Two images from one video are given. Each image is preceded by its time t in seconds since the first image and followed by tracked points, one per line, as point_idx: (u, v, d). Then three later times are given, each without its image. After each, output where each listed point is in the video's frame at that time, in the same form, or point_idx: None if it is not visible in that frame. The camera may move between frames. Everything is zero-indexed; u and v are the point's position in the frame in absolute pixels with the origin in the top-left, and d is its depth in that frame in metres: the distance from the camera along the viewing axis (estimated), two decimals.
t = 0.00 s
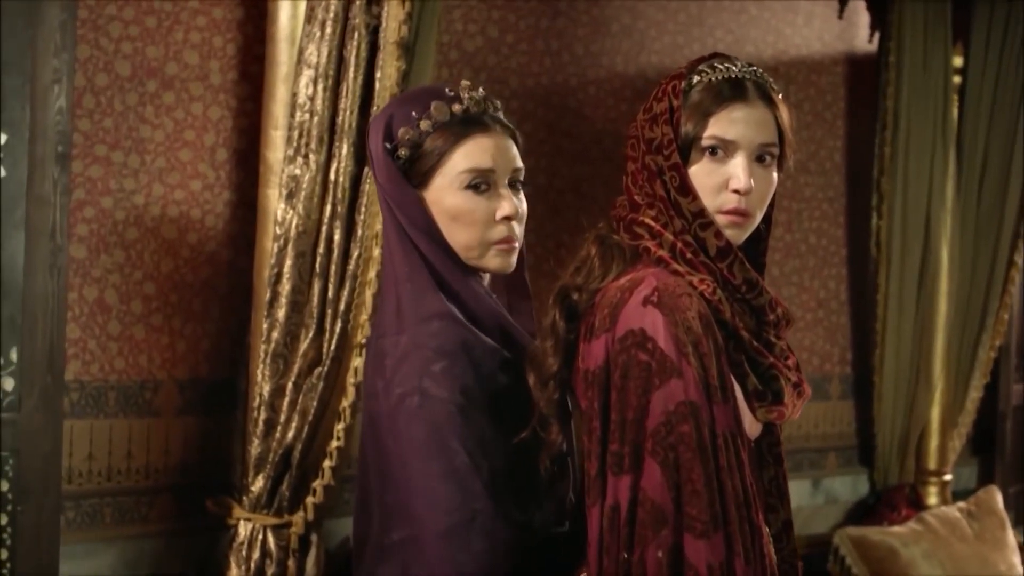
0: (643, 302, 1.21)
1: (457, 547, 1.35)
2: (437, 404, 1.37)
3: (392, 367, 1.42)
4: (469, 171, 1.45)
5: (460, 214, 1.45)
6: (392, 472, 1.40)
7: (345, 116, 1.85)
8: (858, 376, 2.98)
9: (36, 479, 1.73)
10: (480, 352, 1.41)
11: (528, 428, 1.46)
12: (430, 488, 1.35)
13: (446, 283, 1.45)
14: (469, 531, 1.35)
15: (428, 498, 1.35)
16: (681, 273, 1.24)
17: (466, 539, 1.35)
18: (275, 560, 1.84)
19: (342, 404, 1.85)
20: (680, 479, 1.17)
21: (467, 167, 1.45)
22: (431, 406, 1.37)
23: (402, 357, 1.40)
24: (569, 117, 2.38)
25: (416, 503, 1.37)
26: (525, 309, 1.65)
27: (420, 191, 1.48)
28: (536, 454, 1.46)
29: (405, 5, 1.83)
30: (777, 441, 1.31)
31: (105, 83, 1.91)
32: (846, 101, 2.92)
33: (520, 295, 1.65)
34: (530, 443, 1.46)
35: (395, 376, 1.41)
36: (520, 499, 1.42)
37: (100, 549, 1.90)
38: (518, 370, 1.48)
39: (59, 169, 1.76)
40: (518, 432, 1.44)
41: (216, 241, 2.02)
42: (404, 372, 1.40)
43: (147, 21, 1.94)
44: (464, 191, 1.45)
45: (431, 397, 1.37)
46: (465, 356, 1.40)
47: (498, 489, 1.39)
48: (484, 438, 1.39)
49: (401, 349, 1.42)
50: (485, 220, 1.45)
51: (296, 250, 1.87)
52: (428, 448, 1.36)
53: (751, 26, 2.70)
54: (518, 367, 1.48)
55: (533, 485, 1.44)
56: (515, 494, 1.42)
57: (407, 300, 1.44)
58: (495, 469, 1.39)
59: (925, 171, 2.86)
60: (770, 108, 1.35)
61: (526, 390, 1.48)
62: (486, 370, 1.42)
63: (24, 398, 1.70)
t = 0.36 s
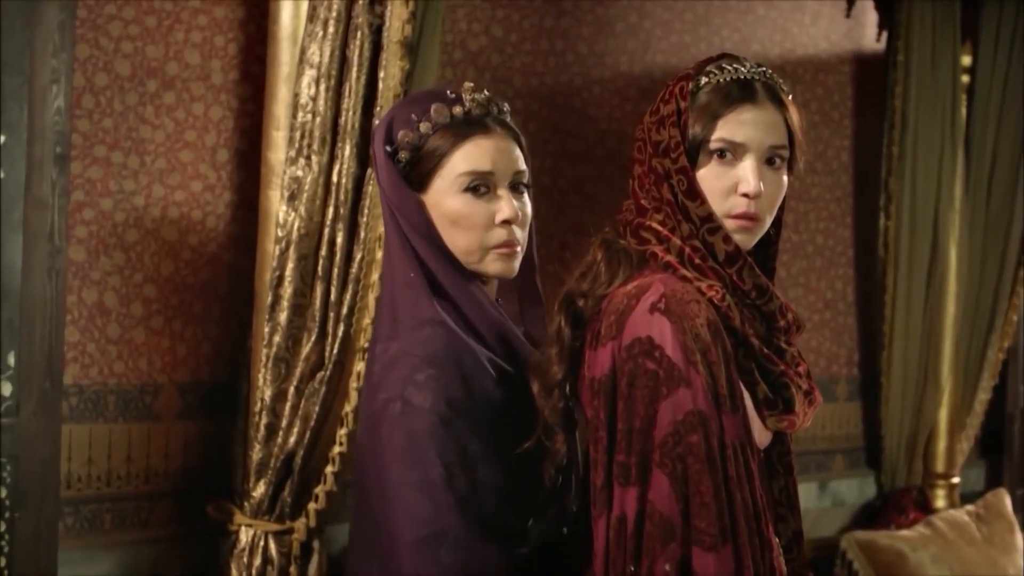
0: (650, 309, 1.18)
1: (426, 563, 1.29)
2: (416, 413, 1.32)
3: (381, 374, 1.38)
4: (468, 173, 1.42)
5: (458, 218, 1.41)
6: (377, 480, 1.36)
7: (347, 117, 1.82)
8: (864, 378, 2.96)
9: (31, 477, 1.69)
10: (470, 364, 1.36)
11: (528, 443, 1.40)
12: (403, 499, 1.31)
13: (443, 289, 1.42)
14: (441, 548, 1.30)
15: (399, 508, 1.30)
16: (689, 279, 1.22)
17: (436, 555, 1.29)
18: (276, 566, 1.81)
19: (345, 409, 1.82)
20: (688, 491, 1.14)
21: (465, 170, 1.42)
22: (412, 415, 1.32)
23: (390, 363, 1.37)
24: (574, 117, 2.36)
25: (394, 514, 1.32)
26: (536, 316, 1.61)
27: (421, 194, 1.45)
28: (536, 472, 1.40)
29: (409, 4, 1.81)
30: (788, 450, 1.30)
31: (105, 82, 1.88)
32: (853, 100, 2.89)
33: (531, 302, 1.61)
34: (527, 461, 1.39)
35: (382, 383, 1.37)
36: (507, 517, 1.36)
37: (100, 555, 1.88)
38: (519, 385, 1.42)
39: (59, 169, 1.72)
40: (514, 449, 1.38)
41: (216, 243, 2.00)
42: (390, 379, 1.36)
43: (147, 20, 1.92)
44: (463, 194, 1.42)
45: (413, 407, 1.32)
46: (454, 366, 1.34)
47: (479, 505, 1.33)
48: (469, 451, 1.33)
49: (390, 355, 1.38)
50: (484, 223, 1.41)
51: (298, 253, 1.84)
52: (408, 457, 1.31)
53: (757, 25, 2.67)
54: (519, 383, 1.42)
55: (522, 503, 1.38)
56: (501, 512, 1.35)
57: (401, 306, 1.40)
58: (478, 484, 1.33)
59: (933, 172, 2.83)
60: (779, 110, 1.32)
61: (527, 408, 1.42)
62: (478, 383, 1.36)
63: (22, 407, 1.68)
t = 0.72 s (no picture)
0: (652, 315, 1.15)
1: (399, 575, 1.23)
2: (397, 419, 1.26)
3: (364, 380, 1.32)
4: (459, 174, 1.38)
5: (448, 220, 1.37)
6: (358, 489, 1.30)
7: (345, 116, 1.79)
8: (868, 378, 2.93)
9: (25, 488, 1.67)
10: (454, 373, 1.30)
11: (513, 459, 1.36)
12: (380, 508, 1.25)
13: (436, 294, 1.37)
14: (414, 559, 1.23)
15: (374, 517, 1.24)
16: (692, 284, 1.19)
17: (410, 566, 1.23)
18: (273, 572, 1.79)
19: (342, 413, 1.80)
20: (692, 502, 1.12)
21: (455, 171, 1.38)
22: (393, 420, 1.26)
23: (373, 369, 1.31)
24: (576, 116, 2.33)
25: (371, 524, 1.26)
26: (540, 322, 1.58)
27: (413, 197, 1.41)
28: (517, 488, 1.36)
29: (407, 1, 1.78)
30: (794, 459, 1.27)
31: (98, 81, 1.85)
32: (856, 97, 2.86)
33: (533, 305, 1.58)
34: (509, 476, 1.34)
35: (366, 388, 1.31)
36: (483, 532, 1.31)
37: (94, 560, 1.86)
38: (504, 399, 1.36)
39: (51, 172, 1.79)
40: (496, 463, 1.33)
41: (212, 244, 1.97)
42: (374, 384, 1.30)
43: (142, 18, 1.89)
44: (453, 195, 1.37)
45: (394, 412, 1.27)
46: (438, 373, 1.29)
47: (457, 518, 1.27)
48: (449, 461, 1.28)
49: (375, 359, 1.32)
50: (475, 224, 1.37)
51: (295, 254, 1.81)
52: (386, 464, 1.26)
53: (760, 22, 2.64)
54: (505, 396, 1.37)
55: (501, 519, 1.33)
56: (476, 526, 1.30)
57: (391, 315, 1.36)
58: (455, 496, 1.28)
59: (937, 170, 2.80)
60: (784, 110, 1.30)
61: (512, 422, 1.37)
62: (463, 393, 1.31)
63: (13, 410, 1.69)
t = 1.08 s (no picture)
0: (655, 319, 1.12)
1: None
2: (381, 427, 1.23)
3: (350, 384, 1.29)
4: (446, 173, 1.34)
5: (436, 222, 1.33)
6: (345, 498, 1.27)
7: (339, 112, 1.76)
8: (871, 375, 2.89)
9: (16, 487, 1.60)
10: (441, 378, 1.27)
11: (508, 465, 1.32)
12: (365, 517, 1.22)
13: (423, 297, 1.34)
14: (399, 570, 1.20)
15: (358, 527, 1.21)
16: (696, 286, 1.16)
17: None
18: None
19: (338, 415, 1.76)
20: (696, 513, 1.09)
21: (443, 170, 1.34)
22: (377, 427, 1.23)
23: (358, 374, 1.28)
24: (575, 111, 2.30)
25: (356, 533, 1.24)
26: (536, 324, 1.55)
27: (401, 197, 1.37)
28: (512, 493, 1.32)
29: None
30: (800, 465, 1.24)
31: (87, 78, 1.82)
32: (859, 91, 2.82)
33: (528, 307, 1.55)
34: (504, 482, 1.31)
35: (351, 394, 1.28)
36: (474, 540, 1.27)
37: (86, 565, 1.83)
38: (499, 402, 1.33)
39: (39, 169, 1.68)
40: (489, 469, 1.29)
41: (205, 243, 1.93)
42: (359, 389, 1.27)
43: (132, 13, 1.85)
44: (440, 195, 1.34)
45: (378, 420, 1.23)
46: (424, 379, 1.25)
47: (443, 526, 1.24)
48: (436, 469, 1.24)
49: (360, 365, 1.29)
50: (463, 226, 1.33)
51: (288, 254, 1.78)
52: (370, 473, 1.23)
53: (761, 15, 2.60)
54: (499, 400, 1.33)
55: (495, 526, 1.30)
56: (467, 535, 1.27)
57: (378, 319, 1.32)
58: (442, 505, 1.25)
59: (941, 164, 2.77)
60: (789, 107, 1.27)
61: (508, 427, 1.33)
62: (451, 398, 1.27)
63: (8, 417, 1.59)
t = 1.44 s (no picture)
0: (657, 322, 1.09)
1: None
2: (364, 433, 1.19)
3: (334, 388, 1.25)
4: (432, 171, 1.30)
5: (422, 220, 1.29)
6: (329, 507, 1.23)
7: (330, 106, 1.72)
8: (874, 369, 2.84)
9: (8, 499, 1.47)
10: (427, 381, 1.23)
11: (500, 468, 1.28)
12: (350, 527, 1.18)
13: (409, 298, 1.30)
14: None
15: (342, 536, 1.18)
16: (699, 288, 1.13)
17: None
18: None
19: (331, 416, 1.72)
20: (700, 524, 1.06)
21: (429, 167, 1.30)
22: (361, 434, 1.19)
23: (342, 377, 1.24)
24: (573, 103, 2.25)
25: (342, 542, 1.20)
26: (529, 326, 1.51)
27: (387, 195, 1.33)
28: (505, 499, 1.28)
29: None
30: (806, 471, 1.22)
31: (73, 72, 1.78)
32: (861, 81, 2.77)
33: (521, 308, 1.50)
34: (496, 487, 1.27)
35: (335, 398, 1.24)
36: (465, 547, 1.23)
37: (74, 569, 1.79)
38: (489, 405, 1.29)
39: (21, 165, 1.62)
40: (480, 474, 1.25)
41: (194, 240, 1.89)
42: (342, 393, 1.23)
43: (118, 5, 1.81)
44: (426, 193, 1.29)
45: (361, 426, 1.20)
46: (409, 383, 1.21)
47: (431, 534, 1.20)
48: (422, 476, 1.20)
49: (344, 369, 1.25)
50: (450, 225, 1.29)
51: (279, 251, 1.74)
52: (354, 480, 1.19)
53: (762, 4, 2.56)
54: (490, 403, 1.29)
55: (486, 533, 1.26)
56: (457, 543, 1.23)
57: (362, 321, 1.28)
58: (430, 512, 1.21)
59: (945, 156, 2.72)
60: (795, 100, 1.23)
61: (499, 430, 1.29)
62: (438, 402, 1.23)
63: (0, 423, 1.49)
